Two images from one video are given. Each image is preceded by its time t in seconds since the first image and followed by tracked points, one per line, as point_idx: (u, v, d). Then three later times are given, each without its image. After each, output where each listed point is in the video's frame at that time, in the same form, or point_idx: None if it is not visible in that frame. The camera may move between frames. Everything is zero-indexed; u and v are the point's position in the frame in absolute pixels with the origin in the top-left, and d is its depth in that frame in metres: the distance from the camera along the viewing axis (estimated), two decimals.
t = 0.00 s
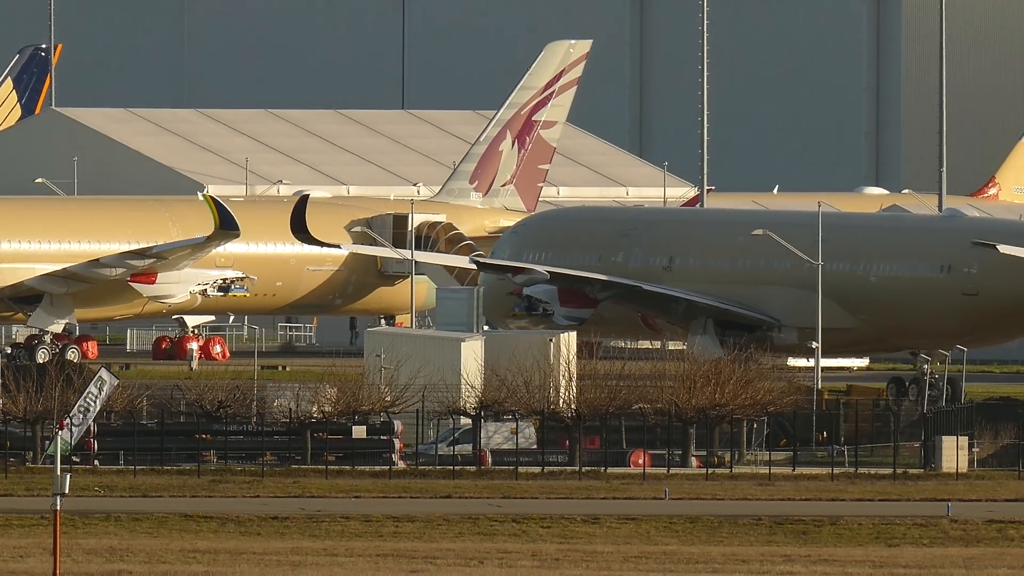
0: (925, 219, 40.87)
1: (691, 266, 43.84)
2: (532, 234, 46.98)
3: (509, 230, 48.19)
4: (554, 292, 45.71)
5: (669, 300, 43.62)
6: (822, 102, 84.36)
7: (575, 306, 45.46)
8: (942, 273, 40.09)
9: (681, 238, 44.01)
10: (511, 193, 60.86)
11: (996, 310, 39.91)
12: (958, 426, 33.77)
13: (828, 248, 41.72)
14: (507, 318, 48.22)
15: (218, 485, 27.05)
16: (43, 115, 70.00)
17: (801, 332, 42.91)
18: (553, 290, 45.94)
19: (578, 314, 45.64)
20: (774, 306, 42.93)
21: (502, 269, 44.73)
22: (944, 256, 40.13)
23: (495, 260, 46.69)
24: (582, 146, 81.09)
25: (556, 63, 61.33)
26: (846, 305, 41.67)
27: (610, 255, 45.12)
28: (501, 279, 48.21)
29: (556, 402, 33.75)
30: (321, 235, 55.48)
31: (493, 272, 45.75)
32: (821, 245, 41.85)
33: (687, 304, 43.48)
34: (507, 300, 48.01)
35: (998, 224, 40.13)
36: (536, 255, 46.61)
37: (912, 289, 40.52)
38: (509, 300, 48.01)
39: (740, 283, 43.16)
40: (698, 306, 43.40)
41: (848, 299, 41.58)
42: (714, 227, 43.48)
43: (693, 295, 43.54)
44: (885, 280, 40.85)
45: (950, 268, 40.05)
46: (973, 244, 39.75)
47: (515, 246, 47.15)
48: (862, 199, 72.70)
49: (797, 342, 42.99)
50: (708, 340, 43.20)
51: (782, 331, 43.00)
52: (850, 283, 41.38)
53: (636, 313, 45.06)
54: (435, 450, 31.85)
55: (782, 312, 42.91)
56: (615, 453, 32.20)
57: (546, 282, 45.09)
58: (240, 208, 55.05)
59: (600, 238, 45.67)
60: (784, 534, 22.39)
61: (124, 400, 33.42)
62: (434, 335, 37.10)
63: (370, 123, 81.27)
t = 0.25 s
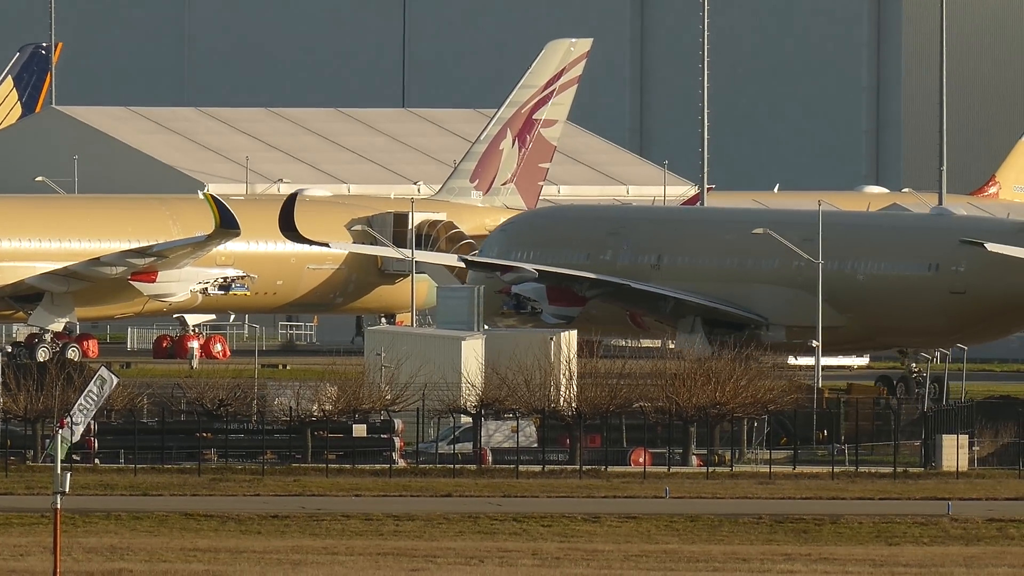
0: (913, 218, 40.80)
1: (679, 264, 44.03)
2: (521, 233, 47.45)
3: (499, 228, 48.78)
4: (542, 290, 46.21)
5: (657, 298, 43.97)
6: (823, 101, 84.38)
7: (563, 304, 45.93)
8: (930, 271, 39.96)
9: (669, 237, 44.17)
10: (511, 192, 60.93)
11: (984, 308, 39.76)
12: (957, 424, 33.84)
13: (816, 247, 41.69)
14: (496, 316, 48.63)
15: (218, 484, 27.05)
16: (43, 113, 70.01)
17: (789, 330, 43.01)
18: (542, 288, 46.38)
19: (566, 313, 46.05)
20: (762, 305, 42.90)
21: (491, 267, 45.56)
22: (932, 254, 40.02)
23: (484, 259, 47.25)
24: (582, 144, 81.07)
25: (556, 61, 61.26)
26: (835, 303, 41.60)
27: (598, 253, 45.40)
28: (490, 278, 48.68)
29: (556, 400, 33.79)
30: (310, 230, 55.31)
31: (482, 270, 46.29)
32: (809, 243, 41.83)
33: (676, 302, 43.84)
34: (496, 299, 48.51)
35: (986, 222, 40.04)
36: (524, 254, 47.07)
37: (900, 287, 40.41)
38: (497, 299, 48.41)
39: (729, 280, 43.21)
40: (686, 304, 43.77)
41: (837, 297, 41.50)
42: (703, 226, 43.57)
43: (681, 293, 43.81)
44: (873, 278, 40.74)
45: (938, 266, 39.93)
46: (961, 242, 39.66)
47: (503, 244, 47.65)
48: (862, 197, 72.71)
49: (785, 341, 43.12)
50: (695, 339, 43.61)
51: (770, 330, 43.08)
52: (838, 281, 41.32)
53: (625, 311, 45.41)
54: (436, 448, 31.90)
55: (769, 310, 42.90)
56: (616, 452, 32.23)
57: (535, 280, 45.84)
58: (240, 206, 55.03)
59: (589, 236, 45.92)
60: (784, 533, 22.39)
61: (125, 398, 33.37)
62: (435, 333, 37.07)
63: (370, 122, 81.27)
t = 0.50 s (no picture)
0: (903, 216, 40.56)
1: (668, 262, 44.10)
2: (512, 231, 48.15)
3: (490, 226, 49.49)
4: (532, 288, 46.58)
5: (646, 295, 44.03)
6: (824, 98, 84.37)
7: (553, 301, 46.32)
8: (920, 268, 39.67)
9: (658, 234, 44.37)
10: (512, 189, 61.00)
11: (973, 305, 39.49)
12: (958, 421, 33.81)
13: (804, 243, 41.54)
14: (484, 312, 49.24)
15: (220, 481, 27.06)
16: (44, 111, 70.05)
17: (779, 328, 42.71)
18: (530, 285, 46.92)
19: (556, 309, 46.38)
20: (751, 303, 42.67)
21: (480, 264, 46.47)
22: (921, 251, 39.76)
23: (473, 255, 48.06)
24: (583, 141, 81.02)
25: (557, 59, 60.99)
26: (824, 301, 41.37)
27: (586, 250, 45.81)
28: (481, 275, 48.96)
29: (557, 397, 33.77)
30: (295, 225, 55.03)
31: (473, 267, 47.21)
32: (799, 241, 41.68)
33: (665, 299, 43.90)
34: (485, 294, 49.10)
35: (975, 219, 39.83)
36: (514, 250, 47.77)
37: (889, 283, 40.13)
38: (488, 295, 48.56)
39: (719, 277, 43.10)
40: (675, 301, 43.68)
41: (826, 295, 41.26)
42: (692, 223, 43.66)
43: (669, 290, 43.84)
44: (862, 276, 40.51)
45: (926, 262, 39.67)
46: (949, 239, 39.42)
47: (493, 241, 48.51)
48: (864, 195, 72.68)
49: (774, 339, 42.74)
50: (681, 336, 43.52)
51: (759, 327, 42.77)
52: (827, 277, 41.04)
53: (614, 308, 45.47)
54: (437, 445, 31.88)
55: (758, 307, 42.65)
56: (617, 449, 32.28)
57: (524, 277, 46.43)
58: (241, 204, 55.02)
59: (579, 233, 46.43)
60: (785, 530, 22.38)
61: (126, 395, 33.32)
62: (436, 330, 37.05)
63: (371, 119, 81.21)
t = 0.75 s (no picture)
0: (891, 211, 41.50)
1: (657, 258, 44.58)
2: (499, 226, 47.80)
3: (478, 221, 49.10)
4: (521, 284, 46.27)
5: (636, 291, 44.34)
6: (826, 94, 84.36)
7: (542, 297, 46.05)
8: (908, 263, 40.67)
9: (648, 231, 44.77)
10: (514, 185, 60.74)
11: (959, 301, 40.62)
12: (959, 418, 33.74)
13: (793, 239, 42.35)
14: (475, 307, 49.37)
15: (220, 477, 27.08)
16: (46, 107, 70.08)
17: (767, 324, 43.36)
18: (520, 282, 46.84)
19: (544, 305, 46.18)
20: (740, 298, 43.36)
21: (470, 261, 45.89)
22: (910, 248, 40.74)
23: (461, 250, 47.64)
24: (585, 137, 81.04)
25: (559, 55, 60.95)
26: (811, 295, 42.29)
27: (576, 247, 45.88)
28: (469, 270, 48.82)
29: (558, 394, 33.72)
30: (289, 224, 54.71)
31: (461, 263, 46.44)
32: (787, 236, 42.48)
33: (654, 296, 44.20)
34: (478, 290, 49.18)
35: (961, 217, 40.99)
36: (501, 247, 47.44)
37: (879, 280, 41.01)
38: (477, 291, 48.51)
39: (709, 273, 43.76)
40: (665, 297, 44.12)
41: (813, 289, 42.18)
42: (681, 220, 44.13)
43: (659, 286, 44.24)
44: (851, 271, 41.33)
45: (915, 258, 40.67)
46: (939, 235, 40.46)
47: (480, 238, 48.04)
48: (865, 191, 72.68)
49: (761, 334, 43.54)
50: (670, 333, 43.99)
51: (747, 322, 43.48)
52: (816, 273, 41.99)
53: (603, 304, 45.60)
54: (439, 441, 31.90)
55: (746, 301, 43.33)
56: (619, 445, 32.31)
57: (513, 273, 45.96)
58: (242, 200, 54.99)
59: (566, 229, 46.39)
60: (786, 527, 22.38)
61: (127, 391, 33.34)
62: (437, 326, 37.04)
63: (373, 115, 81.26)
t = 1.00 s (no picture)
0: (879, 206, 40.78)
1: (645, 254, 43.76)
2: (485, 222, 46.89)
3: (465, 217, 48.43)
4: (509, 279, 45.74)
5: (624, 287, 43.50)
6: (827, 91, 84.28)
7: (530, 293, 45.46)
8: (897, 260, 39.93)
9: (636, 226, 43.92)
10: (515, 182, 60.83)
11: (948, 298, 40.05)
12: (959, 415, 33.68)
13: (781, 235, 41.54)
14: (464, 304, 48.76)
15: (220, 473, 27.07)
16: (47, 103, 70.09)
17: (755, 321, 42.39)
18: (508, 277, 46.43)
19: (532, 301, 45.59)
20: (729, 294, 42.50)
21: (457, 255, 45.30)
22: (897, 244, 39.99)
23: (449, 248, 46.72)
24: (585, 134, 80.98)
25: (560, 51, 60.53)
26: (799, 292, 41.53)
27: (564, 243, 44.99)
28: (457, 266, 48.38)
29: (559, 390, 33.66)
30: (284, 222, 54.70)
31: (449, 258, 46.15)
32: (775, 232, 41.65)
33: (643, 292, 43.38)
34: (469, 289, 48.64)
35: (948, 212, 40.33)
36: (490, 243, 46.49)
37: (867, 276, 40.34)
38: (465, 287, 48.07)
39: (697, 270, 42.83)
40: (653, 294, 43.26)
41: (801, 286, 41.43)
42: (670, 215, 43.22)
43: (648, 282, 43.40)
44: (839, 268, 40.62)
45: (904, 255, 39.92)
46: (927, 231, 39.72)
47: (469, 235, 47.18)
48: (865, 187, 72.65)
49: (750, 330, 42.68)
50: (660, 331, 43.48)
51: (736, 319, 42.63)
52: (802, 271, 41.24)
53: (590, 300, 44.94)
54: (440, 438, 31.90)
55: (734, 298, 42.50)
56: (619, 441, 32.34)
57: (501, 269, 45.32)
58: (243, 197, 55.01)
59: (555, 225, 45.50)
60: (787, 523, 22.38)
61: (128, 387, 33.44)
62: (437, 322, 37.03)
63: (373, 111, 81.19)
